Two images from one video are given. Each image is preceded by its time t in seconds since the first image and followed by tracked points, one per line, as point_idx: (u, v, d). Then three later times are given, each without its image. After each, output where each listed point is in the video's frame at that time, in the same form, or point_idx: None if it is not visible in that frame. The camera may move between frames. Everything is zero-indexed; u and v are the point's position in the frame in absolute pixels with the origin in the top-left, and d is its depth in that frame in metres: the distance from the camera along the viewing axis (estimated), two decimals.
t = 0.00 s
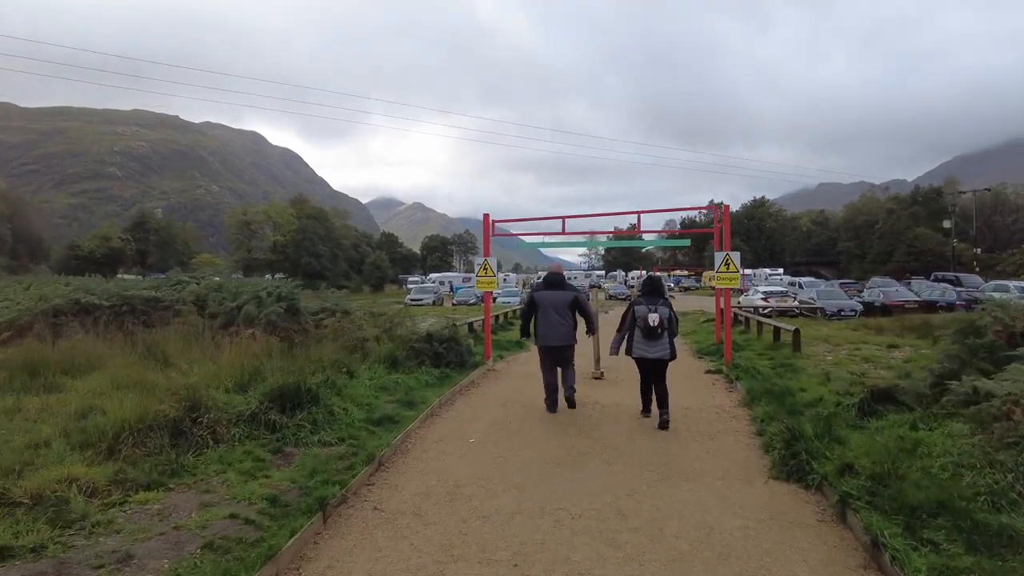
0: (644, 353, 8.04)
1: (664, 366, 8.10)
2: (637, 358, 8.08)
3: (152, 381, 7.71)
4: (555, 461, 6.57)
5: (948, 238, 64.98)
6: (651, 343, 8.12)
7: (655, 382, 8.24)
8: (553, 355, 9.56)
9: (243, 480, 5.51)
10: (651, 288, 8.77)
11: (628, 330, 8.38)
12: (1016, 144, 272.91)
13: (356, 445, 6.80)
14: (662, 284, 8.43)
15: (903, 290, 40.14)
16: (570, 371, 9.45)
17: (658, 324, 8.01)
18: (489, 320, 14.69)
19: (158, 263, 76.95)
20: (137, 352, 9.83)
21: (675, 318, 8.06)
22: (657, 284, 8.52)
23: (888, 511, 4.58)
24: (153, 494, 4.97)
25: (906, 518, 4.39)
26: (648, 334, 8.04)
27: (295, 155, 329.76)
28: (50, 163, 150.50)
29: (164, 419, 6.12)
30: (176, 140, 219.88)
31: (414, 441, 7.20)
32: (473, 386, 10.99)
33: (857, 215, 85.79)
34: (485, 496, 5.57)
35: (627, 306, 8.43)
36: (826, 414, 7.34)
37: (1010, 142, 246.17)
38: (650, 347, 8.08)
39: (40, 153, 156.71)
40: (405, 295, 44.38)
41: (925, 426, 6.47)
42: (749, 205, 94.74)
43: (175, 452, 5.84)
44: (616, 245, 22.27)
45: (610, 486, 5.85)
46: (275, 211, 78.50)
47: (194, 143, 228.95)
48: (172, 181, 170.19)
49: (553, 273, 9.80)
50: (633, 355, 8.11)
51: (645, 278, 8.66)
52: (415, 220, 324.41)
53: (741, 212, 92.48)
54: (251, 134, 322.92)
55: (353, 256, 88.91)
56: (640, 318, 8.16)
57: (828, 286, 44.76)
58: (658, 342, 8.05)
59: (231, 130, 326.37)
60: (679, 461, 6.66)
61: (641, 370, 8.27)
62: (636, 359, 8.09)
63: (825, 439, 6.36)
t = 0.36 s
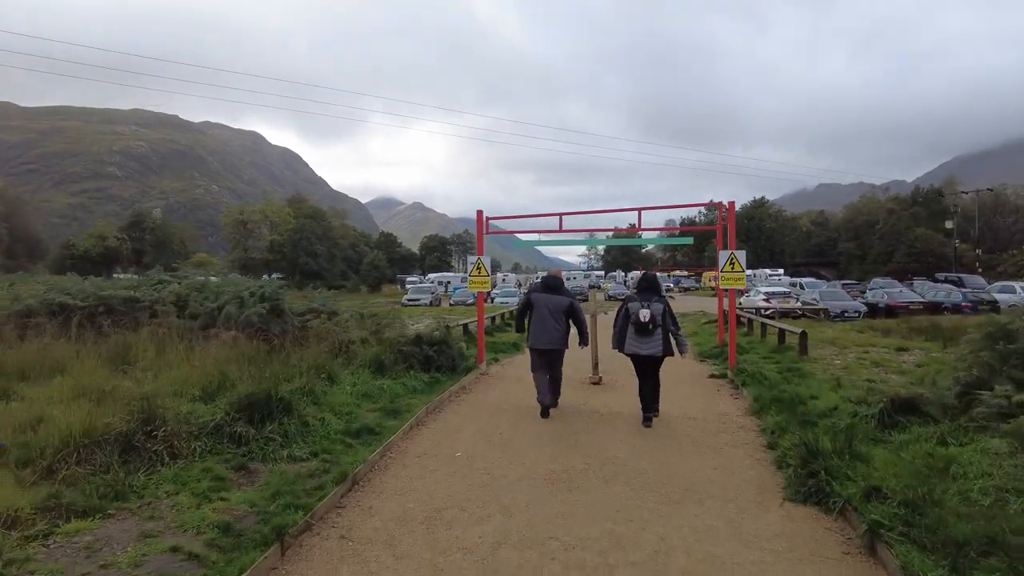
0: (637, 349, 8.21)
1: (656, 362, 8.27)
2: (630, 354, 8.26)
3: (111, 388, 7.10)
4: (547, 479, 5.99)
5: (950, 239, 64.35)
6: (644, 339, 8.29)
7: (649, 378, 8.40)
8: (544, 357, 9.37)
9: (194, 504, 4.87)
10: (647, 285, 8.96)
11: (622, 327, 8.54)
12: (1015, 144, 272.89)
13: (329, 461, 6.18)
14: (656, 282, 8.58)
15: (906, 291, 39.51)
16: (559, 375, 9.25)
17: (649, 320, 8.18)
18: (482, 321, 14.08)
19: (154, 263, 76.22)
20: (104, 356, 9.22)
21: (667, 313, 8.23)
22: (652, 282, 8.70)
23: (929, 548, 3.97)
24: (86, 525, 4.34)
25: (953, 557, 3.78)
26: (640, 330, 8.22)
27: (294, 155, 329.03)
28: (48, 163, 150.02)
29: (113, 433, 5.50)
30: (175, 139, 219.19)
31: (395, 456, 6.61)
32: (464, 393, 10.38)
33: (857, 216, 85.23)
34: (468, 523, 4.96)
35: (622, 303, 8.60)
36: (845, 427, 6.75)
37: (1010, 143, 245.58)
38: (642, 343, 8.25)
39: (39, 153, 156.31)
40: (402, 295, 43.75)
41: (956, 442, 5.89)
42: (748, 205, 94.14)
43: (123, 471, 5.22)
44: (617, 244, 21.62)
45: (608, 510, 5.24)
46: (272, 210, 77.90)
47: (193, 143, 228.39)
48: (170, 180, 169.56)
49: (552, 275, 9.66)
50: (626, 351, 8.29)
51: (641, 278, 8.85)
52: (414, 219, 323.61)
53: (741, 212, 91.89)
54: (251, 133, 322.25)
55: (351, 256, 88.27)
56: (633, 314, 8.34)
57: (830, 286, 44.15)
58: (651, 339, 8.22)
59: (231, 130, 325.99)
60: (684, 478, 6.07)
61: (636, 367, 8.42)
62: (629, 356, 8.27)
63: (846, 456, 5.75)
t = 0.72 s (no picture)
0: (631, 349, 8.17)
1: (650, 361, 8.23)
2: (623, 353, 8.22)
3: (54, 397, 6.45)
4: (531, 501, 5.37)
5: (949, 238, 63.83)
6: (638, 338, 8.23)
7: (642, 377, 8.36)
8: (535, 356, 9.25)
9: (123, 534, 4.22)
10: (640, 282, 8.80)
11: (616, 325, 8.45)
12: (1013, 143, 272.98)
13: (289, 481, 5.55)
14: (650, 280, 8.46)
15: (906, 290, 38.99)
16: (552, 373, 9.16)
17: (644, 320, 8.05)
18: (471, 322, 13.44)
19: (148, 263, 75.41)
20: (60, 362, 8.58)
21: (662, 312, 8.13)
22: (646, 279, 8.60)
23: None
24: None
25: None
26: (634, 330, 8.14)
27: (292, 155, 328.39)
28: (45, 163, 149.30)
29: (39, 450, 4.87)
30: (172, 139, 218.49)
31: (364, 474, 6.01)
32: (449, 399, 9.76)
33: (856, 215, 84.74)
34: (436, 555, 4.35)
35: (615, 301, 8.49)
36: (861, 439, 6.15)
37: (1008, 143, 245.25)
38: (637, 342, 8.19)
39: (37, 153, 155.61)
40: (397, 295, 43.11)
41: (988, 458, 5.28)
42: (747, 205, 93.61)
43: (47, 496, 4.59)
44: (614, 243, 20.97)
45: (596, 536, 4.66)
46: (268, 210, 77.31)
47: (190, 143, 227.64)
48: (168, 181, 169.01)
49: (542, 273, 9.61)
50: (620, 350, 8.24)
51: (634, 274, 8.71)
52: (413, 220, 323.19)
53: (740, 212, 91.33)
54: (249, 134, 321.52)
55: (347, 257, 87.61)
56: (627, 314, 8.21)
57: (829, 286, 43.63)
58: (645, 338, 8.14)
59: (229, 130, 325.30)
60: (683, 498, 5.46)
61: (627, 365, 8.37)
62: (623, 355, 8.24)
63: (868, 473, 5.12)
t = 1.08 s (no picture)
0: (628, 354, 8.24)
1: (646, 366, 8.31)
2: (621, 358, 8.29)
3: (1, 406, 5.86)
4: (523, 528, 4.81)
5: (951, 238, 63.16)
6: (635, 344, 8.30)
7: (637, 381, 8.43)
8: (530, 357, 9.09)
9: None
10: (633, 287, 8.94)
11: (611, 329, 8.51)
12: (1014, 142, 272.21)
13: (253, 505, 4.97)
14: (646, 285, 8.54)
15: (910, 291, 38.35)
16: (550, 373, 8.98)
17: (642, 326, 8.12)
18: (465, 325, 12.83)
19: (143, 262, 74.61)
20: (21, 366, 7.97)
21: (658, 319, 8.23)
22: (641, 284, 8.66)
23: None
24: None
25: None
26: (633, 335, 8.17)
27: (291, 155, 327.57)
28: (43, 161, 148.49)
29: None
30: (171, 138, 217.66)
31: (339, 498, 5.42)
32: (440, 407, 9.15)
33: (857, 215, 84.08)
34: None
35: (611, 306, 8.53)
36: (890, 456, 5.59)
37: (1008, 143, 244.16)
38: (634, 348, 8.25)
39: (35, 152, 154.81)
40: (394, 295, 42.48)
41: None
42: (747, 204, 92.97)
43: None
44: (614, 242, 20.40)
45: None
46: (265, 209, 76.73)
47: (189, 142, 226.94)
48: (168, 180, 168.21)
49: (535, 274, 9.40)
50: (617, 355, 8.29)
51: (629, 279, 8.75)
52: (412, 219, 322.17)
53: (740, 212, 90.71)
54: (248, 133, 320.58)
55: (346, 256, 86.86)
56: (625, 319, 8.28)
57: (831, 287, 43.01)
58: (642, 344, 8.23)
59: (228, 129, 324.51)
60: (693, 524, 4.89)
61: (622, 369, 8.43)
62: (620, 360, 8.28)
63: (906, 498, 4.51)
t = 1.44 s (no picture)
0: (616, 355, 8.65)
1: (635, 365, 8.72)
2: (609, 360, 8.70)
3: None
4: (508, 567, 4.23)
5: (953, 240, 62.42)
6: (622, 344, 8.74)
7: (626, 381, 8.84)
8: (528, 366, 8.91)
9: None
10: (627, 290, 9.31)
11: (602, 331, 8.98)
12: (1014, 143, 271.88)
13: (203, 539, 4.39)
14: (634, 288, 8.94)
15: (914, 293, 37.68)
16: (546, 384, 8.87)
17: (626, 326, 8.56)
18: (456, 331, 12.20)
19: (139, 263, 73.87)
20: None
21: (643, 318, 8.63)
22: (631, 286, 9.08)
23: None
24: None
25: None
26: (619, 337, 8.61)
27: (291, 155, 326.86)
28: (43, 162, 148.10)
29: None
30: (171, 138, 216.85)
31: (304, 530, 4.85)
32: (427, 419, 8.57)
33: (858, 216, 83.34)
34: None
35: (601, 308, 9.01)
36: (919, 482, 5.01)
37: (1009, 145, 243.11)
38: (621, 348, 8.68)
39: (34, 153, 154.05)
40: (391, 296, 41.81)
41: None
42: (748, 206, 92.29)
43: None
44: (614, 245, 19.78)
45: None
46: (261, 208, 76.15)
47: (188, 142, 226.23)
48: (167, 180, 167.49)
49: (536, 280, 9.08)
50: (606, 356, 8.72)
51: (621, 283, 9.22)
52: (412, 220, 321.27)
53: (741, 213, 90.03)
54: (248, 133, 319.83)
55: (344, 257, 86.15)
56: (611, 320, 8.75)
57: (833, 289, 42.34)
58: (629, 344, 8.62)
59: (228, 129, 323.98)
60: (702, 563, 4.31)
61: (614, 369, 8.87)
62: (609, 361, 8.70)
63: (947, 540, 3.91)
